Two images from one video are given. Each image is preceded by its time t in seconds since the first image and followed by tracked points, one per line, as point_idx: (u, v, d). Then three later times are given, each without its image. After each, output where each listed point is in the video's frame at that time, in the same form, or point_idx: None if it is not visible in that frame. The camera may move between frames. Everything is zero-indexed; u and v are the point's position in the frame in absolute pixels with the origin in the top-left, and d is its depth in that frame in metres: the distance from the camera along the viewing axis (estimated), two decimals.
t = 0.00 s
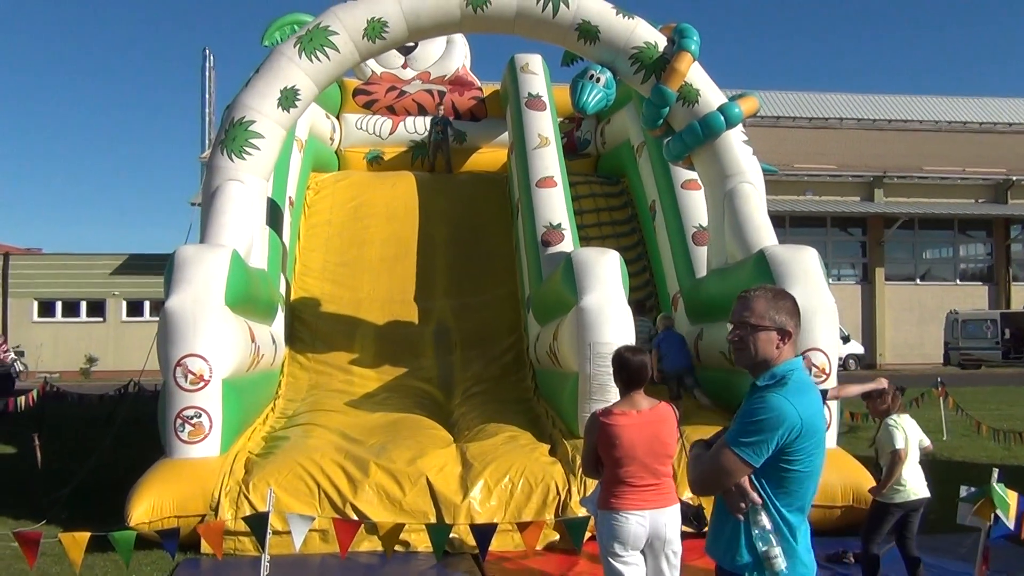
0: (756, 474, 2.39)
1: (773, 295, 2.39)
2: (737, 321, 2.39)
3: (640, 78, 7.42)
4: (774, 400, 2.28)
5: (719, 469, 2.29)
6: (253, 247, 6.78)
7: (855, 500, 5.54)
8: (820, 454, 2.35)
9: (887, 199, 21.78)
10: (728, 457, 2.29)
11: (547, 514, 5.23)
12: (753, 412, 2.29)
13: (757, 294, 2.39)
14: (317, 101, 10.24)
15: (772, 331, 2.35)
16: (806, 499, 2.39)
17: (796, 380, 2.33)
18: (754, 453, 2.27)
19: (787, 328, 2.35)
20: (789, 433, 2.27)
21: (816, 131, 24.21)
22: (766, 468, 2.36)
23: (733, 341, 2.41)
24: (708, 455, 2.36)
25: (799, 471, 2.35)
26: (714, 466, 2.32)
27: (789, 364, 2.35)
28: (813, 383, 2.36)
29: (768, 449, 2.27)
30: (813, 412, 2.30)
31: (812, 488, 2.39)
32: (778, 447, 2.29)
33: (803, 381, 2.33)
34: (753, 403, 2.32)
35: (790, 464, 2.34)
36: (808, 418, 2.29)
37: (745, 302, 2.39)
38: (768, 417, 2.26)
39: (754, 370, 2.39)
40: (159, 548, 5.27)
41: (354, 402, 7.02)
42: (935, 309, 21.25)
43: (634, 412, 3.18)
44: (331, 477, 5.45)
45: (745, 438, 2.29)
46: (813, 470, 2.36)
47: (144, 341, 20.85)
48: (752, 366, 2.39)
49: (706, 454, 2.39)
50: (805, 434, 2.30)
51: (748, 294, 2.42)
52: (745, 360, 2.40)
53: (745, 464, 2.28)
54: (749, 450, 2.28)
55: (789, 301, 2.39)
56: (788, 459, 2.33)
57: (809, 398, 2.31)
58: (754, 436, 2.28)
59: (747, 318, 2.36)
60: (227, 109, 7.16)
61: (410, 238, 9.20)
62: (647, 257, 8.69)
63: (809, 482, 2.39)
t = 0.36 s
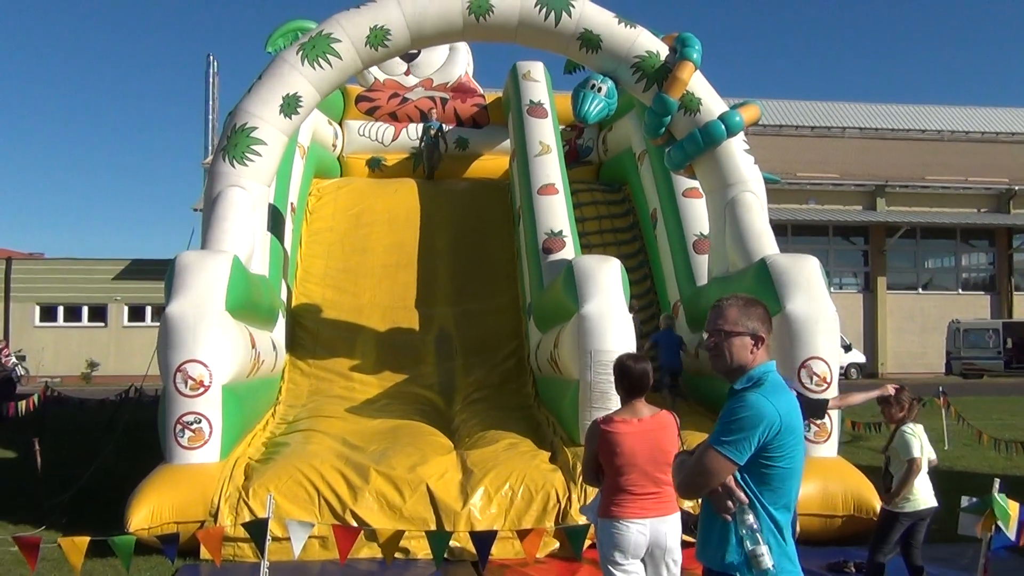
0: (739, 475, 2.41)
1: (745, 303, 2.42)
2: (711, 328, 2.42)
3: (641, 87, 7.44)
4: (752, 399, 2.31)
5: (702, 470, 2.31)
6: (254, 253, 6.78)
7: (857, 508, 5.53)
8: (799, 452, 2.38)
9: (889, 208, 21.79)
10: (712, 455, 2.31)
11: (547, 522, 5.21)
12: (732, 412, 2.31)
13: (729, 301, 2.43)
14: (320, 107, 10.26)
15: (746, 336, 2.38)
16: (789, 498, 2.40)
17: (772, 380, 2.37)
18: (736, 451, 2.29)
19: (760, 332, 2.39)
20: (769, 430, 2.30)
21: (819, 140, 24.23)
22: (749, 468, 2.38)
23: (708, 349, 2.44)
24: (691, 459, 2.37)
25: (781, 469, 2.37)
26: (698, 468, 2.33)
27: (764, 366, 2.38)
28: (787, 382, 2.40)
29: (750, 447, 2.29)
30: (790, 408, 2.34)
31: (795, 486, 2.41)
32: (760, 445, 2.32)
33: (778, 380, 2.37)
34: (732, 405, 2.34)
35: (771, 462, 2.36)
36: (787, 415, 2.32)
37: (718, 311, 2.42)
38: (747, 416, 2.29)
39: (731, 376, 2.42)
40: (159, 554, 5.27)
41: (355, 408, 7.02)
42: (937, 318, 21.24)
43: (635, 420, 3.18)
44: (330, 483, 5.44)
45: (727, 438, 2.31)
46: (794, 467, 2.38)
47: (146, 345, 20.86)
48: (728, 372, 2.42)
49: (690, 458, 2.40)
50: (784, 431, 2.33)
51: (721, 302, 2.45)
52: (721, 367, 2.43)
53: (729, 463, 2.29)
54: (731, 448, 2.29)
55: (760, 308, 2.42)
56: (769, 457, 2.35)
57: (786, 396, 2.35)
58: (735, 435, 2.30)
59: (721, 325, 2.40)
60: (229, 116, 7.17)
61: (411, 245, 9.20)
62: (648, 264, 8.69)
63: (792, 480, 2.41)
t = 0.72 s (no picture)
0: (722, 481, 2.43)
1: (727, 308, 2.46)
2: (693, 334, 2.46)
3: (642, 93, 7.43)
4: (733, 406, 2.33)
5: (685, 478, 2.32)
6: (255, 256, 6.79)
7: (857, 516, 5.52)
8: (780, 458, 2.41)
9: (891, 216, 21.78)
10: (695, 464, 2.32)
11: (547, 528, 5.20)
12: (714, 419, 2.33)
13: (711, 307, 2.47)
14: (322, 111, 10.29)
15: (727, 341, 2.41)
16: (770, 503, 2.43)
17: (753, 387, 2.40)
18: (719, 458, 2.31)
19: (740, 338, 2.42)
20: (751, 437, 2.32)
21: (821, 148, 24.23)
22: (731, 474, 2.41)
23: (690, 353, 2.47)
24: (674, 466, 2.38)
25: (763, 474, 2.40)
26: (680, 476, 2.33)
27: (744, 372, 2.42)
28: (767, 389, 2.42)
29: (733, 454, 2.31)
30: (771, 414, 2.37)
31: (777, 491, 2.43)
32: (741, 451, 2.34)
33: (758, 387, 2.40)
34: (713, 412, 2.36)
35: (753, 467, 2.38)
36: (768, 421, 2.35)
37: (700, 316, 2.46)
38: (729, 422, 2.31)
39: (712, 381, 2.45)
40: (158, 557, 5.26)
41: (355, 412, 7.02)
42: (938, 327, 21.22)
43: (637, 426, 3.18)
44: (330, 487, 5.43)
45: (709, 444, 2.32)
46: (775, 472, 2.41)
47: (147, 348, 20.85)
48: (709, 378, 2.45)
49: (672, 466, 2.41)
50: (766, 437, 2.35)
51: (703, 308, 2.49)
52: (702, 372, 2.46)
53: (712, 470, 2.31)
54: (714, 454, 2.31)
55: (742, 314, 2.45)
56: (750, 462, 2.38)
57: (766, 402, 2.38)
58: (717, 441, 2.31)
59: (702, 330, 2.43)
60: (230, 119, 7.19)
61: (413, 250, 9.21)
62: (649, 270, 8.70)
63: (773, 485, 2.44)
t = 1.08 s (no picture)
0: (690, 494, 2.40)
1: (709, 313, 2.41)
2: (672, 337, 2.41)
3: (645, 97, 7.43)
4: (709, 419, 2.29)
5: (654, 488, 2.28)
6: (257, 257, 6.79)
7: (856, 522, 5.52)
8: (752, 472, 2.38)
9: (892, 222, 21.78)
10: (664, 474, 2.28)
11: (544, 531, 5.20)
12: (687, 430, 2.29)
13: (693, 311, 2.42)
14: (325, 113, 10.30)
15: (706, 348, 2.37)
16: (737, 517, 2.40)
17: (730, 398, 2.35)
18: (690, 471, 2.27)
19: (719, 345, 2.37)
20: (724, 451, 2.28)
21: (823, 153, 24.23)
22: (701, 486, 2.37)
23: (667, 358, 2.43)
24: (643, 475, 2.35)
25: (734, 489, 2.37)
26: (648, 487, 2.30)
27: (721, 381, 2.36)
28: (745, 401, 2.38)
29: (704, 467, 2.27)
30: (745, 428, 2.33)
31: (745, 506, 2.40)
32: (713, 465, 2.30)
33: (735, 399, 2.35)
34: (686, 421, 2.32)
35: (723, 481, 2.35)
36: (742, 436, 2.31)
37: (681, 319, 2.40)
38: (702, 435, 2.27)
39: (687, 388, 2.40)
40: (155, 557, 5.26)
41: (354, 413, 7.02)
42: (938, 333, 21.21)
43: (636, 430, 3.18)
44: (329, 489, 5.43)
45: (680, 456, 2.28)
46: (745, 485, 2.38)
47: (147, 348, 20.86)
48: (684, 384, 2.40)
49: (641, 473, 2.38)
50: (738, 452, 2.32)
51: (684, 311, 2.44)
52: (678, 377, 2.41)
53: (682, 482, 2.27)
54: (685, 467, 2.27)
55: (724, 320, 2.40)
56: (721, 476, 2.34)
57: (742, 416, 2.34)
58: (689, 454, 2.28)
59: (682, 334, 2.39)
60: (234, 120, 7.19)
61: (414, 252, 9.21)
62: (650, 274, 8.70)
63: (743, 500, 2.41)
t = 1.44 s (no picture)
0: (662, 505, 2.36)
1: (674, 314, 2.39)
2: (636, 339, 2.39)
3: (646, 98, 7.44)
4: (680, 429, 2.25)
5: (626, 503, 2.24)
6: (256, 258, 6.80)
7: (853, 524, 5.53)
8: (722, 478, 2.36)
9: (890, 224, 21.81)
10: (637, 489, 2.24)
11: (541, 532, 5.20)
12: (658, 442, 2.25)
13: (658, 311, 2.40)
14: (324, 113, 10.31)
15: (671, 350, 2.35)
16: (707, 525, 2.39)
17: (699, 405, 2.33)
18: (662, 484, 2.24)
19: (684, 348, 2.36)
20: (696, 462, 2.26)
21: (821, 155, 24.25)
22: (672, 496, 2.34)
23: (632, 360, 2.42)
24: (613, 488, 2.30)
25: (705, 497, 2.35)
26: (620, 501, 2.26)
27: (688, 385, 2.35)
28: (714, 406, 2.36)
29: (676, 479, 2.24)
30: (716, 435, 2.31)
31: (716, 513, 2.39)
32: (685, 475, 2.27)
33: (704, 405, 2.33)
34: (657, 432, 2.28)
35: (695, 490, 2.33)
36: (713, 445, 2.29)
37: (646, 320, 2.39)
38: (674, 446, 2.24)
39: (654, 392, 2.39)
40: (153, 557, 5.26)
41: (352, 414, 7.02)
42: (936, 335, 21.24)
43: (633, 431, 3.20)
44: (326, 489, 5.43)
45: (651, 469, 2.24)
46: (716, 493, 2.36)
47: (146, 348, 20.86)
48: (650, 388, 2.39)
49: (610, 487, 2.33)
50: (710, 460, 2.29)
51: (648, 311, 2.42)
52: (643, 380, 2.40)
53: (655, 496, 2.24)
54: (657, 480, 2.24)
55: (690, 320, 2.39)
56: (693, 484, 2.32)
57: (712, 423, 2.31)
58: (661, 467, 2.24)
59: (646, 336, 2.37)
60: (235, 120, 7.19)
61: (413, 253, 9.21)
62: (648, 275, 8.71)
63: (713, 507, 2.39)
